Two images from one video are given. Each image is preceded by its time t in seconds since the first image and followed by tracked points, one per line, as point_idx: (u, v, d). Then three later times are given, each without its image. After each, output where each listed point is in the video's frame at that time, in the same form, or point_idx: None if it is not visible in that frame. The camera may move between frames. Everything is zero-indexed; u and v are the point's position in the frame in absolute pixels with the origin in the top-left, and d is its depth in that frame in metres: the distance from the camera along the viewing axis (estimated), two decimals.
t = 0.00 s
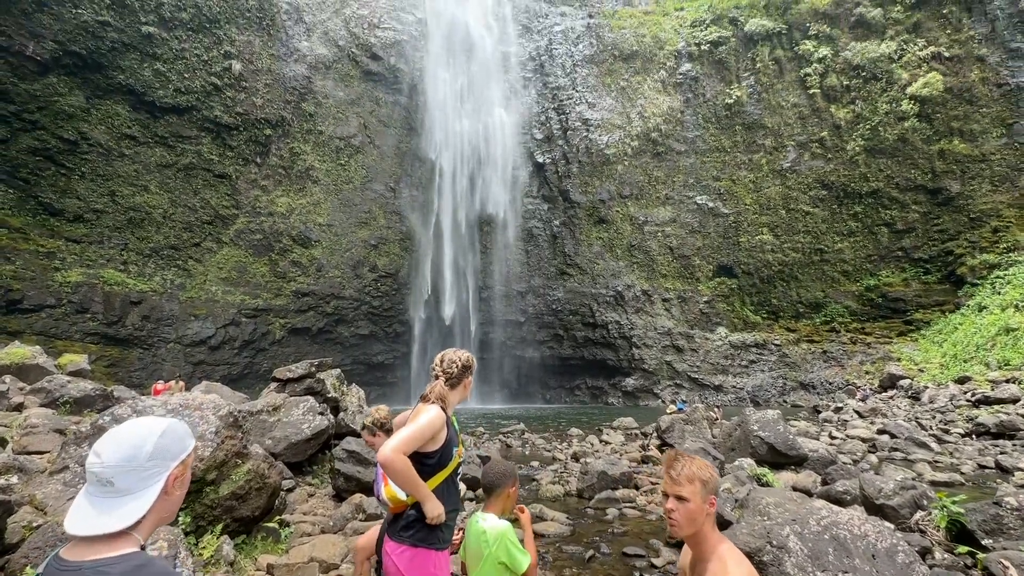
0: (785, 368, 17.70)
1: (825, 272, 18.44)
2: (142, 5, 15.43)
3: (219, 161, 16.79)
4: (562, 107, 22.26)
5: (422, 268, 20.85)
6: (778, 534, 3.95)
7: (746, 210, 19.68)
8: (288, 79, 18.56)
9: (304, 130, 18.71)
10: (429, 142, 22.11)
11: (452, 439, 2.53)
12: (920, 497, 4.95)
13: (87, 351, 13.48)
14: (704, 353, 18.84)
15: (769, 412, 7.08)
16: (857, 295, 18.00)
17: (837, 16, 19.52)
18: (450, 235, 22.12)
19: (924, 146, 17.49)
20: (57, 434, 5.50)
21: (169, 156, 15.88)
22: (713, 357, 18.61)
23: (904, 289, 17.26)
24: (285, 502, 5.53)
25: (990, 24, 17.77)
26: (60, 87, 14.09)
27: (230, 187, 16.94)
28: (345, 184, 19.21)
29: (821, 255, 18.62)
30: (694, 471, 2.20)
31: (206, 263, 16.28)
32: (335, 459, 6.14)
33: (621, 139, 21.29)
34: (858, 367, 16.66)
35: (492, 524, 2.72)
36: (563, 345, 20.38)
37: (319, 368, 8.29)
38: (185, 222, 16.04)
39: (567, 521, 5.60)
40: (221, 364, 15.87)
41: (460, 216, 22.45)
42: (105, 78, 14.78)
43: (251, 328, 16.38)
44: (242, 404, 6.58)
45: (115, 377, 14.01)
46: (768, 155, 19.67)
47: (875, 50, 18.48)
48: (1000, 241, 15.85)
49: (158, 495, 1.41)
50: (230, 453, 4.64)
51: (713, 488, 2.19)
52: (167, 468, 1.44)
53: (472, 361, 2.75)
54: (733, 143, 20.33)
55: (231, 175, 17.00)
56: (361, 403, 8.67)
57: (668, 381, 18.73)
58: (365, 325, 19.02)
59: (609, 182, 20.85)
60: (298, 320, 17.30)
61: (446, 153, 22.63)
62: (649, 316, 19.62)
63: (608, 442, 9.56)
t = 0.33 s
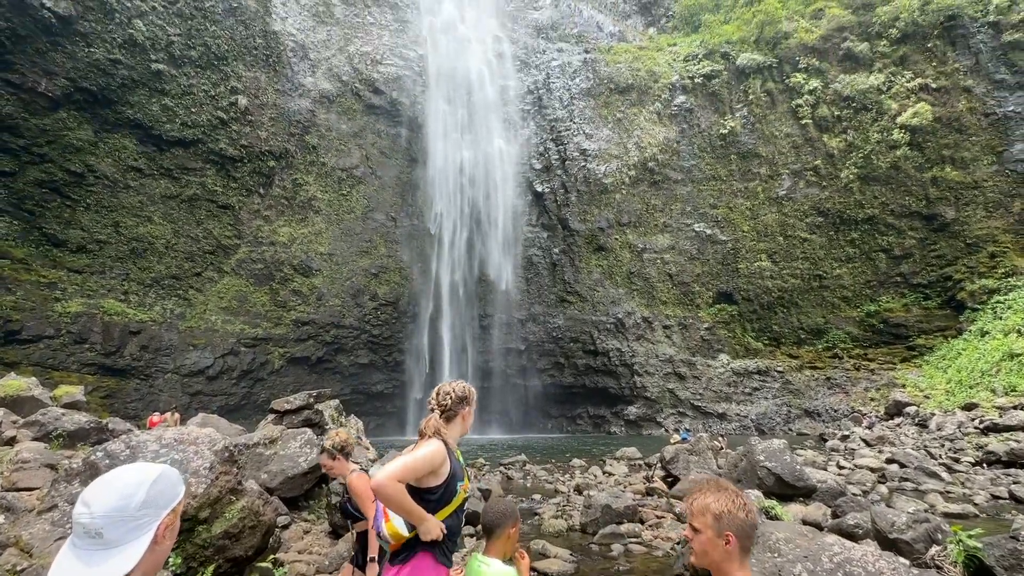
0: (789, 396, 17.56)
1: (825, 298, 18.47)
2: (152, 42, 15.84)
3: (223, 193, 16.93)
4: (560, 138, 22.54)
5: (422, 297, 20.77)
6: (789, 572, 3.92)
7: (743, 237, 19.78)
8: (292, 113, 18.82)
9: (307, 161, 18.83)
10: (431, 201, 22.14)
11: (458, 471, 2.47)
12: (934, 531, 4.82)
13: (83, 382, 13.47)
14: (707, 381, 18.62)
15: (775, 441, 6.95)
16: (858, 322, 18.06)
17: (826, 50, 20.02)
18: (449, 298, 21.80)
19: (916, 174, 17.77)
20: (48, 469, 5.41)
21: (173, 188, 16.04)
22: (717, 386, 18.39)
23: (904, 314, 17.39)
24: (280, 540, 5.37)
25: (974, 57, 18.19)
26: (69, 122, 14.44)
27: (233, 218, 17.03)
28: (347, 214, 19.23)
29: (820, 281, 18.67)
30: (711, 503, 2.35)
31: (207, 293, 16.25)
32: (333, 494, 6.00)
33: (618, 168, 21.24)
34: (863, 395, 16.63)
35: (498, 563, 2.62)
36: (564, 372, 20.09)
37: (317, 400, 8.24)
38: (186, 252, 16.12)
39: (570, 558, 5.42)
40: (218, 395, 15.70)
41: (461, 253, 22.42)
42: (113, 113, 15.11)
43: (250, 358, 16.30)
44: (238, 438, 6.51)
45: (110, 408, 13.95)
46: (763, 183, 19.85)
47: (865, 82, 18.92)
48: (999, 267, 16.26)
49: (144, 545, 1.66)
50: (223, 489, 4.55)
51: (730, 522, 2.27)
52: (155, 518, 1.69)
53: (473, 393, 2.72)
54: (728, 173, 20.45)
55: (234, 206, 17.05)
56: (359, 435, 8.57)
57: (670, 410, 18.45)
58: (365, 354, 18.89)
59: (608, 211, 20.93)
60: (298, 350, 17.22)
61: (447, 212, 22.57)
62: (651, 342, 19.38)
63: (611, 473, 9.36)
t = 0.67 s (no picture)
0: (795, 424, 17.45)
1: (826, 325, 18.46)
2: (161, 81, 16.06)
3: (226, 224, 17.03)
4: (558, 169, 22.17)
5: (422, 327, 20.61)
6: None
7: (742, 264, 19.78)
8: (294, 147, 18.86)
9: (309, 193, 18.83)
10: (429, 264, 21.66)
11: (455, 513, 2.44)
12: (951, 567, 4.63)
13: (77, 416, 13.41)
14: (711, 411, 18.32)
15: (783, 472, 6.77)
16: (861, 348, 18.02)
17: (815, 82, 20.53)
18: (447, 363, 21.22)
19: (910, 201, 18.16)
20: (37, 509, 5.28)
21: (176, 220, 16.19)
22: (721, 415, 18.12)
23: (908, 340, 17.43)
24: None
25: (961, 88, 18.57)
26: (76, 157, 14.75)
27: (235, 249, 17.07)
28: (348, 245, 19.15)
29: (820, 307, 18.73)
30: (718, 551, 2.39)
31: (206, 324, 16.17)
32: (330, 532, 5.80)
33: (615, 199, 20.86)
34: (869, 423, 16.49)
35: None
36: (568, 404, 19.90)
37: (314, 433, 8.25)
38: (187, 283, 16.12)
39: None
40: (214, 429, 15.48)
41: (462, 283, 22.30)
42: (120, 147, 15.34)
43: (248, 391, 16.15)
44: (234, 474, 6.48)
45: (103, 442, 13.80)
46: (760, 212, 19.96)
47: (854, 113, 19.35)
48: (998, 291, 16.54)
49: None
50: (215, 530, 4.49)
51: (722, 567, 2.28)
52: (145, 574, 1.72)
53: (466, 429, 2.71)
54: (725, 201, 20.49)
55: (236, 237, 17.12)
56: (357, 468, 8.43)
57: (674, 439, 18.16)
58: (365, 384, 18.76)
59: (606, 240, 20.60)
60: (296, 381, 17.10)
61: (446, 273, 22.09)
62: (654, 370, 19.16)
63: (615, 507, 9.11)
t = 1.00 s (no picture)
0: (801, 455, 17.19)
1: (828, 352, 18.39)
2: (168, 118, 16.46)
3: (227, 256, 17.12)
4: (557, 200, 22.58)
5: (423, 357, 20.33)
6: None
7: (741, 292, 19.76)
8: (296, 180, 19.08)
9: (310, 226, 19.02)
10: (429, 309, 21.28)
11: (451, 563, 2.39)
12: None
13: (70, 452, 13.14)
14: (715, 442, 17.98)
15: (791, 506, 6.61)
16: (865, 376, 17.89)
17: (806, 115, 21.09)
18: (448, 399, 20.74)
19: (905, 229, 18.29)
20: (22, 552, 5.12)
21: (178, 253, 16.28)
22: (725, 446, 17.80)
23: (911, 367, 17.33)
24: None
25: (948, 120, 19.01)
26: (82, 192, 14.96)
27: (235, 281, 17.08)
28: (348, 276, 19.22)
29: (821, 334, 18.66)
30: None
31: (204, 356, 16.00)
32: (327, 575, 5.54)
33: (614, 229, 21.07)
34: (879, 453, 16.25)
35: None
36: (569, 436, 19.60)
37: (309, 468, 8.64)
38: (186, 315, 16.03)
39: None
40: (208, 464, 15.15)
41: (462, 313, 22.15)
42: (125, 182, 15.58)
43: (244, 425, 15.87)
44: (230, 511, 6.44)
45: (95, 480, 13.54)
46: (757, 240, 20.10)
47: (844, 144, 19.78)
48: (999, 317, 16.51)
49: None
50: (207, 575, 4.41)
51: None
52: None
53: (464, 468, 2.65)
54: (722, 230, 20.62)
55: (236, 269, 17.18)
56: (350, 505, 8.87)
57: (678, 471, 17.82)
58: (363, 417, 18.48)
59: (605, 269, 20.77)
60: (293, 415, 16.85)
61: (447, 303, 21.98)
62: (657, 400, 18.88)
63: (619, 545, 8.83)
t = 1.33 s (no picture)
0: (810, 489, 16.75)
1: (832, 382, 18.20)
2: (174, 155, 16.83)
3: (227, 290, 17.12)
4: (555, 232, 22.74)
5: (422, 390, 19.95)
6: None
7: (742, 321, 19.70)
8: (297, 215, 19.27)
9: (310, 259, 19.14)
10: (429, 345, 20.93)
11: None
12: None
13: (60, 492, 12.87)
14: (721, 476, 17.54)
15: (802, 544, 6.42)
16: (871, 407, 17.68)
17: (798, 148, 21.59)
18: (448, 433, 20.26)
19: (902, 257, 18.39)
20: None
21: (178, 287, 16.29)
22: (731, 480, 17.38)
23: (917, 397, 17.12)
24: None
25: (937, 152, 19.41)
26: (86, 228, 15.23)
27: (234, 314, 17.03)
28: (348, 308, 19.18)
29: (824, 364, 18.50)
30: None
31: (201, 391, 15.77)
32: None
33: (613, 259, 21.18)
34: (889, 486, 15.96)
35: None
36: (571, 470, 18.99)
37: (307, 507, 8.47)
38: (185, 349, 15.88)
39: None
40: (201, 502, 14.71)
41: (462, 343, 21.83)
42: (130, 218, 15.81)
43: (239, 462, 15.48)
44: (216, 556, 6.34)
45: (84, 520, 13.11)
46: (756, 270, 20.18)
47: (836, 175, 20.15)
48: (1001, 345, 16.37)
49: None
50: None
51: None
52: None
53: (466, 515, 2.60)
54: (720, 260, 20.70)
55: (236, 302, 17.17)
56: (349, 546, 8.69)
57: (685, 506, 17.25)
58: (360, 453, 17.96)
59: (604, 299, 20.76)
60: (289, 450, 16.43)
61: (446, 334, 21.72)
62: (661, 432, 18.53)
63: None
